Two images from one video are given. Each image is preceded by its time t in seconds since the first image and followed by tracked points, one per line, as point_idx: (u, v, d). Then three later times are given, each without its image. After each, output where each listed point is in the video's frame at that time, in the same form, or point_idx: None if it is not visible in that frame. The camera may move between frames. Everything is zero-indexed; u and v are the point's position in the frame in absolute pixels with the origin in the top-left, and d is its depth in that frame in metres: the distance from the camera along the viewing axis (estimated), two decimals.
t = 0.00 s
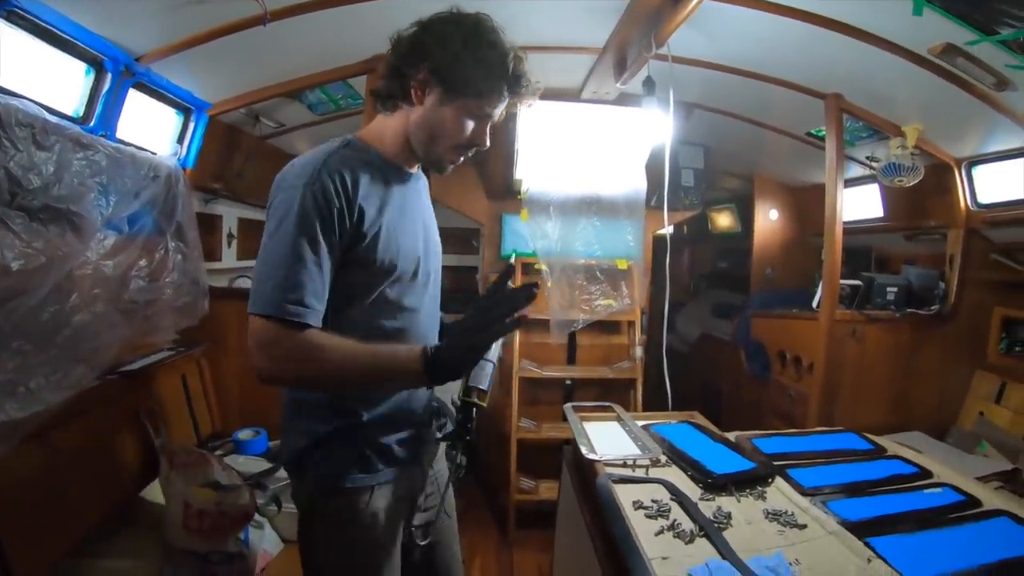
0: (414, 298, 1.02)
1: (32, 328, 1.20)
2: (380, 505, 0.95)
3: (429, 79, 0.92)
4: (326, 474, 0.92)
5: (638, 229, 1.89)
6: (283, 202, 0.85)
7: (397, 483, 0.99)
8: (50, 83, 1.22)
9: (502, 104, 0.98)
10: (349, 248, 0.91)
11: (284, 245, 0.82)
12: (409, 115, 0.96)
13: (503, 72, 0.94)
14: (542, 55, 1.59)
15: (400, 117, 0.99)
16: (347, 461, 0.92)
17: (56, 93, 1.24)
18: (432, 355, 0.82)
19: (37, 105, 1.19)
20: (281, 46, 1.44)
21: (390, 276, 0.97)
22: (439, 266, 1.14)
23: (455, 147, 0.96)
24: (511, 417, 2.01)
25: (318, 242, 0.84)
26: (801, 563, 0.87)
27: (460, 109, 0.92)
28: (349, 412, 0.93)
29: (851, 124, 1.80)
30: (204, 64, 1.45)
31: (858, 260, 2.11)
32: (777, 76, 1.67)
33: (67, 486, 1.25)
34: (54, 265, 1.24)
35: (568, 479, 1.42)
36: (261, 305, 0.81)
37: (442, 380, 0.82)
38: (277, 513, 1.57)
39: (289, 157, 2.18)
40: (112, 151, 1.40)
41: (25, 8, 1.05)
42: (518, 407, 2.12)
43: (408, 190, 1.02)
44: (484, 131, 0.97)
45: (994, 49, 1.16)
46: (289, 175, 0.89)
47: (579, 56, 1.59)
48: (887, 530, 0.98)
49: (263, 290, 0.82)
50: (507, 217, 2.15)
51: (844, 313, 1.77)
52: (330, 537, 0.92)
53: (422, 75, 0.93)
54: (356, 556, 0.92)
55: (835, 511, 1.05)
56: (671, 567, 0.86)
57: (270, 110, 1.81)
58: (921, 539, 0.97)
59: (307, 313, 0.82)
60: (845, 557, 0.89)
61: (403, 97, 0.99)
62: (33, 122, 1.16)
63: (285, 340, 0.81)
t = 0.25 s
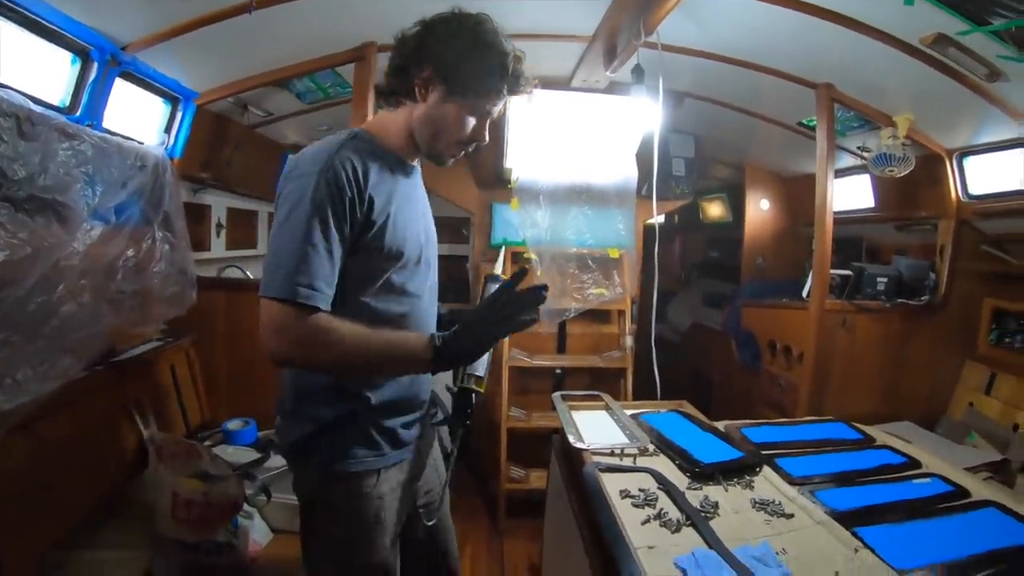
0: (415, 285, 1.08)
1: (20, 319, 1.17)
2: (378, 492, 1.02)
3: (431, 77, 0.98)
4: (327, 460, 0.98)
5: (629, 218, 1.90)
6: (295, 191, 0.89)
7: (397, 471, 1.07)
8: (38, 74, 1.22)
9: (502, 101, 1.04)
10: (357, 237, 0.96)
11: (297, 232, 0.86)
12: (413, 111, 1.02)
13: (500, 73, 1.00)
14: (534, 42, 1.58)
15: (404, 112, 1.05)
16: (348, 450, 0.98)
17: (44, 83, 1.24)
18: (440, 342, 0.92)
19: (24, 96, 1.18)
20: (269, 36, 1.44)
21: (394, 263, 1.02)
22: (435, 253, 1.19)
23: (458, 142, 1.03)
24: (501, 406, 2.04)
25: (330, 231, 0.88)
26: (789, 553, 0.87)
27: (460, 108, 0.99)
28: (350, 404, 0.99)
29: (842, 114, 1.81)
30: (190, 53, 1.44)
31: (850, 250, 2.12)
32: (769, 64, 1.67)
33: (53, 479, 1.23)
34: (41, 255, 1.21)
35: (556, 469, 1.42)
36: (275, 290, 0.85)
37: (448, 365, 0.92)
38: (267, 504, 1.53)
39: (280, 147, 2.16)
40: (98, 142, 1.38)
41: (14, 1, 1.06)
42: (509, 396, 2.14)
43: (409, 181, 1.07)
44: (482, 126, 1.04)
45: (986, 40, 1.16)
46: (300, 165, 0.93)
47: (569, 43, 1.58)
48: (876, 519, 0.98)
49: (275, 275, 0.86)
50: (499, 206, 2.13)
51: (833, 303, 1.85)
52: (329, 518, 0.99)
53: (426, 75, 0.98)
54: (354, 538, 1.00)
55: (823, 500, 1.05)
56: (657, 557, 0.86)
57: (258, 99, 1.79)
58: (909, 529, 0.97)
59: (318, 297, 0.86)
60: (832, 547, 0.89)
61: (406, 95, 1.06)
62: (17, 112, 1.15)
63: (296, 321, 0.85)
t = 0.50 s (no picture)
0: (430, 271, 1.08)
1: (3, 309, 1.11)
2: (393, 468, 1.05)
3: (449, 74, 0.99)
4: (339, 440, 1.01)
5: (617, 205, 1.94)
6: (322, 175, 0.91)
7: (408, 445, 1.10)
8: (20, 60, 1.19)
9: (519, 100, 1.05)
10: (377, 224, 0.97)
11: (321, 213, 0.88)
12: (428, 106, 1.03)
13: (517, 74, 1.00)
14: (524, 26, 1.56)
15: (420, 105, 1.06)
16: (361, 428, 1.01)
17: (25, 70, 1.21)
18: (446, 332, 0.92)
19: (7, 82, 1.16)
20: (251, 23, 1.41)
21: (410, 247, 1.02)
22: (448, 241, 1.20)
23: (467, 137, 1.05)
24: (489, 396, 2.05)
25: (351, 213, 0.90)
26: (776, 542, 0.87)
27: (473, 105, 1.00)
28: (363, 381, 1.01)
29: (834, 101, 1.81)
30: (178, 37, 1.41)
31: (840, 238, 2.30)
32: (760, 50, 1.66)
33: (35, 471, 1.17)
34: (23, 243, 1.14)
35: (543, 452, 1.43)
36: (297, 268, 0.87)
37: (453, 355, 0.92)
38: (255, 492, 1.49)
39: (266, 133, 2.14)
40: (83, 128, 1.32)
41: None
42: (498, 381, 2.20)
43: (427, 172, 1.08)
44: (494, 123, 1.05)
45: (979, 27, 1.23)
46: (327, 152, 0.96)
47: (558, 28, 1.56)
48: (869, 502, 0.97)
49: (298, 254, 0.88)
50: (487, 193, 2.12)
51: (825, 291, 1.81)
52: (348, 497, 1.02)
53: (443, 71, 0.99)
54: (371, 518, 1.02)
55: (811, 488, 1.05)
56: (643, 544, 0.85)
57: (245, 84, 1.76)
58: (898, 516, 0.96)
59: (337, 275, 0.87)
60: (820, 536, 0.89)
61: (424, 89, 1.06)
62: None
63: (319, 299, 0.87)
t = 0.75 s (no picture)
0: (425, 253, 1.06)
1: None
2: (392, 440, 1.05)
3: (448, 59, 0.96)
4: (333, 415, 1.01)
5: (605, 190, 1.96)
6: (322, 149, 0.89)
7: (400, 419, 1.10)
8: None
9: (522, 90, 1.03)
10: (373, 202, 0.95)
11: (320, 186, 0.86)
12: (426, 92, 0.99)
13: (515, 64, 0.98)
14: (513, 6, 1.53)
15: (418, 88, 1.02)
16: (353, 401, 1.01)
17: None
18: (441, 310, 0.93)
19: None
20: None
21: (405, 226, 1.00)
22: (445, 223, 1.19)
23: (463, 122, 1.02)
24: (474, 383, 2.13)
25: (349, 188, 0.88)
26: (764, 532, 0.85)
27: (472, 91, 0.98)
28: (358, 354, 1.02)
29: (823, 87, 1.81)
30: (158, 13, 1.37)
31: (831, 226, 2.41)
32: (749, 32, 1.64)
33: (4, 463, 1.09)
34: None
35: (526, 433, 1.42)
36: (293, 240, 0.85)
37: (444, 333, 0.93)
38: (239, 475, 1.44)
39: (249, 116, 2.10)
40: (57, 108, 1.25)
41: None
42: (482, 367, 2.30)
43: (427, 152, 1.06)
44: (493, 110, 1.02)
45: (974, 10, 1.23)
46: (328, 126, 0.93)
47: (545, 8, 1.54)
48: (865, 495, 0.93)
49: (294, 226, 0.86)
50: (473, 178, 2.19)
51: (815, 278, 1.81)
52: (345, 476, 1.01)
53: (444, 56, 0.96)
54: (372, 490, 1.01)
55: (801, 479, 1.01)
56: (625, 534, 0.84)
57: (226, 65, 1.72)
58: (889, 506, 0.93)
59: (332, 249, 0.86)
60: (808, 526, 0.86)
61: (425, 73, 1.01)
62: None
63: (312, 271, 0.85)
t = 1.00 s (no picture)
0: (415, 238, 1.01)
1: None
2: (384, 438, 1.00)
3: (437, 30, 0.89)
4: (319, 410, 0.96)
5: (595, 174, 1.97)
6: (304, 125, 0.83)
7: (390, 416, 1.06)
8: None
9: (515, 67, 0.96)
10: (358, 182, 0.89)
11: (304, 164, 0.80)
12: (414, 64, 0.94)
13: (509, 35, 0.91)
14: None
15: (407, 62, 0.96)
16: (341, 399, 0.96)
17: None
18: (433, 301, 0.92)
19: None
20: None
21: (392, 210, 0.95)
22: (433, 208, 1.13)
23: (453, 98, 0.96)
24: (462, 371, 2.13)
25: (336, 167, 0.82)
26: (771, 539, 0.76)
27: (462, 66, 0.91)
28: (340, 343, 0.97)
29: (822, 71, 1.79)
30: None
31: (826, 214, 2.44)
32: (746, 12, 1.59)
33: None
34: None
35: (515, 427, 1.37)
36: (275, 222, 0.78)
37: (433, 325, 0.93)
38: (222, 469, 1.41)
39: (230, 99, 2.03)
40: (21, 88, 1.15)
41: None
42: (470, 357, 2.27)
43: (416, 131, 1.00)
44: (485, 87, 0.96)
45: None
46: (310, 100, 0.87)
47: None
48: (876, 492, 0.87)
49: (276, 208, 0.79)
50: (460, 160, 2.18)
51: (811, 265, 1.78)
52: (334, 474, 0.97)
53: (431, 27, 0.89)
54: (363, 489, 0.97)
55: (807, 477, 0.93)
56: (623, 543, 0.74)
57: (204, 45, 1.68)
58: (898, 506, 0.87)
59: (319, 232, 0.80)
60: (821, 532, 0.78)
61: (413, 45, 0.95)
62: None
63: (292, 255, 0.79)
